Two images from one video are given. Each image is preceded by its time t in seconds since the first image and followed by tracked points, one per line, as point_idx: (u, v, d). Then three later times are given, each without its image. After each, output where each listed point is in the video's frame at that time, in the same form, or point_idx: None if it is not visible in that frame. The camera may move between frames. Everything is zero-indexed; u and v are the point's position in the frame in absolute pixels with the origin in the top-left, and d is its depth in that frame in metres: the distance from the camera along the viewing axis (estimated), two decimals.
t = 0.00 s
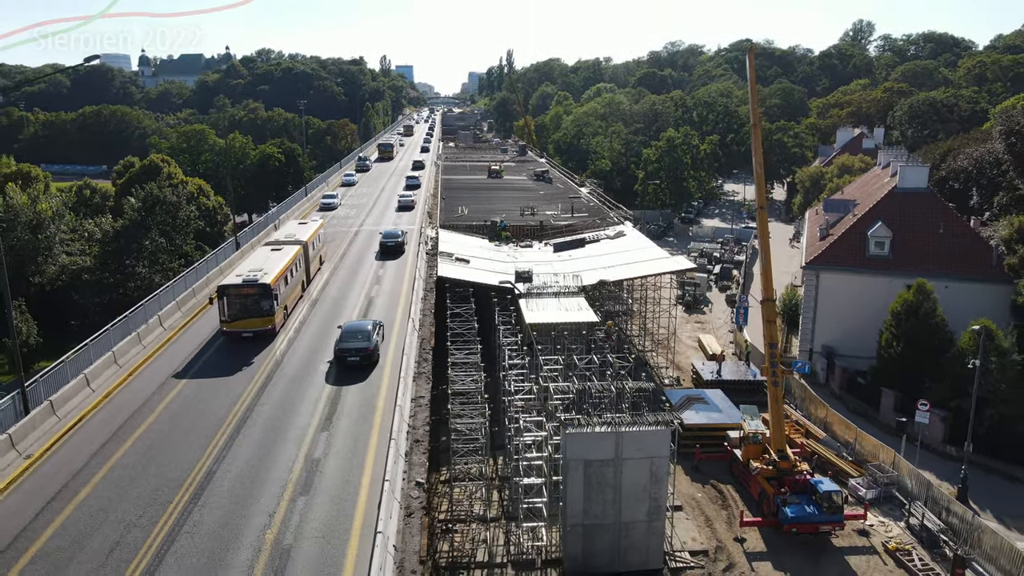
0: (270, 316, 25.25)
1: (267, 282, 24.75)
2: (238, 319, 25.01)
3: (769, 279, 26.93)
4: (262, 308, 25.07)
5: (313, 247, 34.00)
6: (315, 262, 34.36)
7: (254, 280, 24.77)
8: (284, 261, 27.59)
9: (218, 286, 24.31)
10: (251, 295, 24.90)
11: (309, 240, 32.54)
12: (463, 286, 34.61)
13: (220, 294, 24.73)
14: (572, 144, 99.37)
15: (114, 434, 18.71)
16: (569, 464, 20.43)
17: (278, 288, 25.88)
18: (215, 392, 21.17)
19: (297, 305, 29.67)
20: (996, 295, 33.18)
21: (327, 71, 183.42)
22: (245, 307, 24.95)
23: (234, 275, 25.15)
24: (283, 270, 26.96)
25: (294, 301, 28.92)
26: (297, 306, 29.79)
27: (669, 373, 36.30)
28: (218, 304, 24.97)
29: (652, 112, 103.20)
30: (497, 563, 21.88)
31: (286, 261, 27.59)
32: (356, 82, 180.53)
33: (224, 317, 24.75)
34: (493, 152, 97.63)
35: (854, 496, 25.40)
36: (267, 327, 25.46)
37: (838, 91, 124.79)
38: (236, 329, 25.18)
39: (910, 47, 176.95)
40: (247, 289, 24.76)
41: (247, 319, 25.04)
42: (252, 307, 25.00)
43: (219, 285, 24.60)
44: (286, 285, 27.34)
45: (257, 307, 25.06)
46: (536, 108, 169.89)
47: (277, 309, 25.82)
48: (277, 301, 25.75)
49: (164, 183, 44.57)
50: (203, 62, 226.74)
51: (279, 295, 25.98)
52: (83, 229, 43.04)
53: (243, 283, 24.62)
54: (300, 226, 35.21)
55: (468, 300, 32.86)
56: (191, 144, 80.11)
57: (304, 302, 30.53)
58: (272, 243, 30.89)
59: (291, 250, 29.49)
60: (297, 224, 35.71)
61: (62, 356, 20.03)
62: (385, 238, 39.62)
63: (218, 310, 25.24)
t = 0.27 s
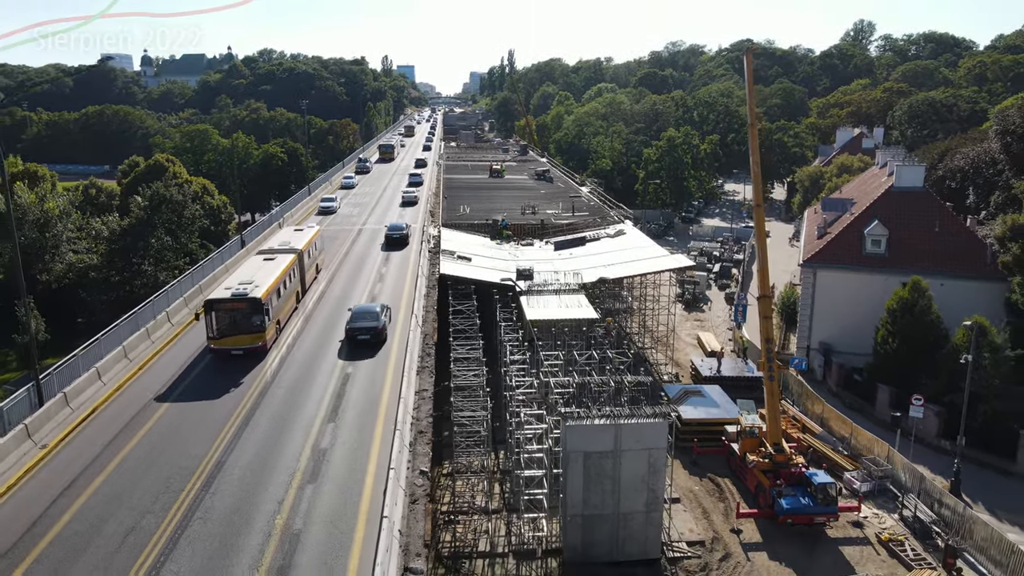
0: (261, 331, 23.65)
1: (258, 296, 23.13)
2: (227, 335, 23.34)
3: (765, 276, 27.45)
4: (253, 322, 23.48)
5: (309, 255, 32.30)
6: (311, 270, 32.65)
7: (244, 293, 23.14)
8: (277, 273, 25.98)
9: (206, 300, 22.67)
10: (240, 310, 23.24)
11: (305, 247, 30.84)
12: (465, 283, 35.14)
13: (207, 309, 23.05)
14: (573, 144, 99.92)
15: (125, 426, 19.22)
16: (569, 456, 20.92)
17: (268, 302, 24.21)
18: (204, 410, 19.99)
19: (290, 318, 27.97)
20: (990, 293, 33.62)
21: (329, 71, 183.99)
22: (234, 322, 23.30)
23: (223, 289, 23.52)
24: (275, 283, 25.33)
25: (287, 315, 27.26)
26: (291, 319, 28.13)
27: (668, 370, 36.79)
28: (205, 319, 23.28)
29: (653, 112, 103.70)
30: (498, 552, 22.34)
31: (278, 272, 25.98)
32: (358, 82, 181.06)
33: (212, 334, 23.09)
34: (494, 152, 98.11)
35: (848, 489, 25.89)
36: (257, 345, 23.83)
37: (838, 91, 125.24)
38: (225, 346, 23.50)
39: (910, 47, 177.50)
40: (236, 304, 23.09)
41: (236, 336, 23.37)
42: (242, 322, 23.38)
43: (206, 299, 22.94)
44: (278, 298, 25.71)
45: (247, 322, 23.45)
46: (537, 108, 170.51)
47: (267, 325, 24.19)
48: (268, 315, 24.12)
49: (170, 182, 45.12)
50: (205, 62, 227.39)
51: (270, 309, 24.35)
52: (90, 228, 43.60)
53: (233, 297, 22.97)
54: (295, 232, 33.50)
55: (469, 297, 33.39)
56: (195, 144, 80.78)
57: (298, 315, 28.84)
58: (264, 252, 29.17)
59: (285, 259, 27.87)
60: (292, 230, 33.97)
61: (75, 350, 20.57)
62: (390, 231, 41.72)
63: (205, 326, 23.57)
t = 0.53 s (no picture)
0: (251, 350, 22.03)
1: (247, 312, 21.51)
2: (213, 353, 21.70)
3: (762, 273, 27.97)
4: (241, 340, 21.86)
5: (304, 265, 30.63)
6: (306, 281, 30.94)
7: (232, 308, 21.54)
8: (268, 285, 24.35)
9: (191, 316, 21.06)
10: (228, 326, 21.61)
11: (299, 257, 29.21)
12: (466, 281, 35.69)
13: (192, 325, 21.37)
14: (574, 144, 100.49)
15: (137, 417, 19.76)
16: (568, 447, 21.44)
17: (258, 318, 22.59)
18: (201, 420, 19.50)
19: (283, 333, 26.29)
20: (985, 291, 34.08)
21: (330, 71, 184.55)
22: (221, 339, 21.69)
23: (211, 303, 21.94)
24: (266, 296, 23.75)
25: (279, 330, 25.60)
26: (283, 334, 26.44)
27: (667, 366, 37.30)
28: (190, 337, 21.62)
29: (653, 111, 104.17)
30: (499, 542, 22.86)
31: (269, 285, 24.34)
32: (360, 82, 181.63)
33: (197, 353, 21.46)
34: (495, 152, 98.59)
35: (842, 482, 26.39)
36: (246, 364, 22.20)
37: (839, 91, 125.67)
38: (210, 365, 21.85)
39: (911, 47, 178.02)
40: (224, 320, 21.45)
41: (222, 355, 21.72)
42: (229, 339, 21.76)
43: (191, 315, 21.28)
44: (270, 312, 24.11)
45: (235, 340, 21.83)
46: (538, 108, 171.08)
47: (258, 342, 22.58)
48: (258, 332, 22.48)
49: (175, 182, 45.59)
50: (207, 62, 228.08)
51: (260, 325, 22.69)
52: (96, 226, 44.10)
53: (220, 312, 21.34)
54: (290, 241, 31.81)
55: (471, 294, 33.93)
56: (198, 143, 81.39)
57: (291, 328, 27.11)
58: (255, 263, 27.45)
59: (277, 270, 26.24)
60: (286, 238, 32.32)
61: (86, 344, 21.13)
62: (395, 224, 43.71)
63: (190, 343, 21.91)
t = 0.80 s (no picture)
0: (238, 371, 20.55)
1: (232, 331, 20.02)
2: (196, 375, 20.22)
3: (757, 270, 28.48)
4: (227, 360, 20.37)
5: (298, 274, 29.05)
6: (300, 291, 29.37)
7: (216, 327, 20.06)
8: (257, 300, 22.84)
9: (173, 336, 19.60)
10: (212, 346, 20.11)
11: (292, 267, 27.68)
12: (467, 278, 36.26)
13: (173, 345, 19.89)
14: (575, 143, 101.06)
15: (146, 409, 20.31)
16: (566, 439, 21.99)
17: (246, 336, 21.12)
18: (209, 413, 20.05)
19: (274, 349, 24.77)
20: (978, 288, 34.58)
21: (333, 71, 185.24)
22: (205, 359, 20.20)
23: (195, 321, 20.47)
24: (254, 311, 22.26)
25: (270, 346, 24.09)
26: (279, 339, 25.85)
27: (665, 363, 37.85)
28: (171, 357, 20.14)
29: (654, 111, 104.74)
30: (499, 532, 23.40)
31: (258, 299, 22.86)
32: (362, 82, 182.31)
33: (180, 375, 20.02)
34: (497, 151, 99.13)
35: (836, 475, 26.90)
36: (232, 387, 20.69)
37: (839, 91, 126.22)
38: (193, 388, 20.37)
39: (912, 47, 178.54)
40: (208, 339, 19.98)
41: (206, 377, 20.26)
42: (214, 360, 20.28)
43: (171, 335, 19.81)
44: (259, 328, 22.62)
45: (219, 360, 20.34)
46: (540, 108, 171.75)
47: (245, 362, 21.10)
48: (245, 351, 20.95)
49: (181, 181, 46.10)
50: (209, 62, 228.80)
51: (247, 344, 21.16)
52: (103, 225, 44.65)
53: (203, 332, 19.85)
54: (284, 249, 30.25)
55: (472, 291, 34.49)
56: (202, 143, 82.05)
57: (294, 325, 27.53)
58: (245, 274, 25.90)
59: (268, 282, 24.73)
60: (280, 246, 30.74)
61: (97, 338, 21.73)
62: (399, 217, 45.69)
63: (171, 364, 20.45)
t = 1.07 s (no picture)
0: (220, 395, 18.96)
1: (214, 352, 18.43)
2: (175, 401, 18.69)
3: (753, 268, 29.05)
4: (207, 384, 18.78)
5: (291, 285, 27.41)
6: (292, 302, 27.71)
7: (196, 347, 18.49)
8: (243, 316, 21.25)
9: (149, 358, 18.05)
10: (191, 370, 18.50)
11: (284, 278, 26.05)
12: (468, 276, 36.83)
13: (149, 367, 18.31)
14: (576, 143, 101.64)
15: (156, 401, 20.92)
16: (564, 431, 22.53)
17: (229, 357, 19.52)
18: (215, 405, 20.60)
19: (262, 368, 23.15)
20: (971, 285, 35.09)
21: (334, 71, 185.91)
22: (184, 384, 18.63)
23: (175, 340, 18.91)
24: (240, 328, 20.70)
25: (258, 364, 22.46)
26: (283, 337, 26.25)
27: (663, 360, 38.40)
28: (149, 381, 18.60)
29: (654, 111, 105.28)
30: (498, 523, 23.96)
31: (245, 315, 21.31)
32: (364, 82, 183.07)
33: (158, 401, 18.53)
34: (498, 151, 99.62)
35: (829, 468, 27.45)
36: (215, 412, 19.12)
37: (839, 91, 126.71)
38: (172, 415, 18.87)
39: (913, 47, 179.04)
40: (187, 361, 18.38)
41: (184, 402, 18.70)
42: (193, 384, 18.69)
43: (148, 357, 18.24)
44: (246, 346, 21.02)
45: (199, 384, 18.74)
46: (541, 107, 172.36)
47: (229, 385, 19.55)
48: (229, 374, 19.34)
49: (186, 180, 46.72)
50: (211, 62, 229.56)
51: (231, 366, 19.55)
52: (110, 223, 45.29)
53: (182, 353, 18.26)
54: (275, 258, 28.59)
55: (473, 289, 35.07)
56: (205, 143, 82.69)
57: (297, 322, 27.94)
58: (232, 287, 24.26)
59: (256, 296, 23.13)
60: (272, 254, 29.12)
61: (106, 332, 22.33)
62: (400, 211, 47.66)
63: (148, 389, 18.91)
